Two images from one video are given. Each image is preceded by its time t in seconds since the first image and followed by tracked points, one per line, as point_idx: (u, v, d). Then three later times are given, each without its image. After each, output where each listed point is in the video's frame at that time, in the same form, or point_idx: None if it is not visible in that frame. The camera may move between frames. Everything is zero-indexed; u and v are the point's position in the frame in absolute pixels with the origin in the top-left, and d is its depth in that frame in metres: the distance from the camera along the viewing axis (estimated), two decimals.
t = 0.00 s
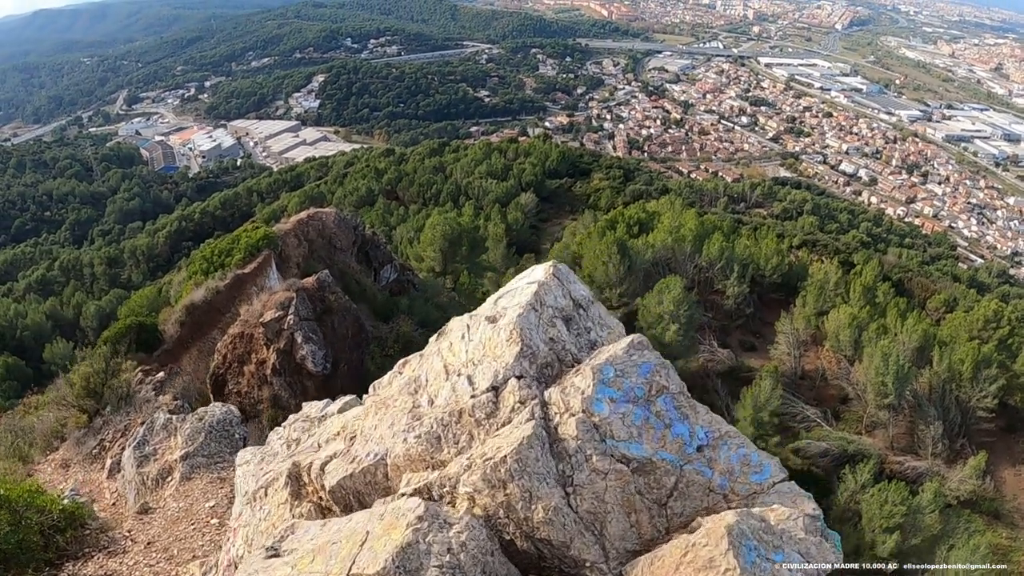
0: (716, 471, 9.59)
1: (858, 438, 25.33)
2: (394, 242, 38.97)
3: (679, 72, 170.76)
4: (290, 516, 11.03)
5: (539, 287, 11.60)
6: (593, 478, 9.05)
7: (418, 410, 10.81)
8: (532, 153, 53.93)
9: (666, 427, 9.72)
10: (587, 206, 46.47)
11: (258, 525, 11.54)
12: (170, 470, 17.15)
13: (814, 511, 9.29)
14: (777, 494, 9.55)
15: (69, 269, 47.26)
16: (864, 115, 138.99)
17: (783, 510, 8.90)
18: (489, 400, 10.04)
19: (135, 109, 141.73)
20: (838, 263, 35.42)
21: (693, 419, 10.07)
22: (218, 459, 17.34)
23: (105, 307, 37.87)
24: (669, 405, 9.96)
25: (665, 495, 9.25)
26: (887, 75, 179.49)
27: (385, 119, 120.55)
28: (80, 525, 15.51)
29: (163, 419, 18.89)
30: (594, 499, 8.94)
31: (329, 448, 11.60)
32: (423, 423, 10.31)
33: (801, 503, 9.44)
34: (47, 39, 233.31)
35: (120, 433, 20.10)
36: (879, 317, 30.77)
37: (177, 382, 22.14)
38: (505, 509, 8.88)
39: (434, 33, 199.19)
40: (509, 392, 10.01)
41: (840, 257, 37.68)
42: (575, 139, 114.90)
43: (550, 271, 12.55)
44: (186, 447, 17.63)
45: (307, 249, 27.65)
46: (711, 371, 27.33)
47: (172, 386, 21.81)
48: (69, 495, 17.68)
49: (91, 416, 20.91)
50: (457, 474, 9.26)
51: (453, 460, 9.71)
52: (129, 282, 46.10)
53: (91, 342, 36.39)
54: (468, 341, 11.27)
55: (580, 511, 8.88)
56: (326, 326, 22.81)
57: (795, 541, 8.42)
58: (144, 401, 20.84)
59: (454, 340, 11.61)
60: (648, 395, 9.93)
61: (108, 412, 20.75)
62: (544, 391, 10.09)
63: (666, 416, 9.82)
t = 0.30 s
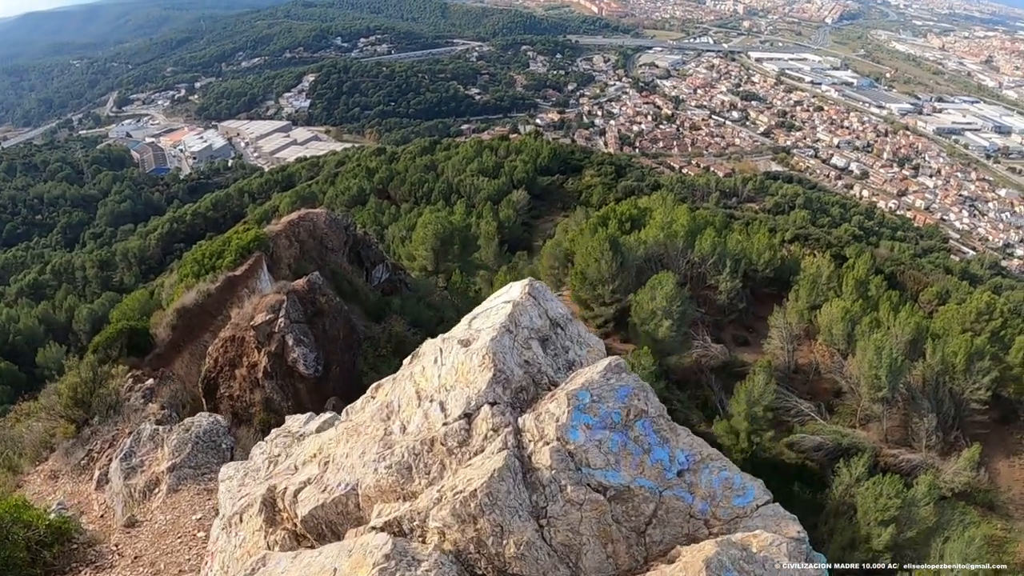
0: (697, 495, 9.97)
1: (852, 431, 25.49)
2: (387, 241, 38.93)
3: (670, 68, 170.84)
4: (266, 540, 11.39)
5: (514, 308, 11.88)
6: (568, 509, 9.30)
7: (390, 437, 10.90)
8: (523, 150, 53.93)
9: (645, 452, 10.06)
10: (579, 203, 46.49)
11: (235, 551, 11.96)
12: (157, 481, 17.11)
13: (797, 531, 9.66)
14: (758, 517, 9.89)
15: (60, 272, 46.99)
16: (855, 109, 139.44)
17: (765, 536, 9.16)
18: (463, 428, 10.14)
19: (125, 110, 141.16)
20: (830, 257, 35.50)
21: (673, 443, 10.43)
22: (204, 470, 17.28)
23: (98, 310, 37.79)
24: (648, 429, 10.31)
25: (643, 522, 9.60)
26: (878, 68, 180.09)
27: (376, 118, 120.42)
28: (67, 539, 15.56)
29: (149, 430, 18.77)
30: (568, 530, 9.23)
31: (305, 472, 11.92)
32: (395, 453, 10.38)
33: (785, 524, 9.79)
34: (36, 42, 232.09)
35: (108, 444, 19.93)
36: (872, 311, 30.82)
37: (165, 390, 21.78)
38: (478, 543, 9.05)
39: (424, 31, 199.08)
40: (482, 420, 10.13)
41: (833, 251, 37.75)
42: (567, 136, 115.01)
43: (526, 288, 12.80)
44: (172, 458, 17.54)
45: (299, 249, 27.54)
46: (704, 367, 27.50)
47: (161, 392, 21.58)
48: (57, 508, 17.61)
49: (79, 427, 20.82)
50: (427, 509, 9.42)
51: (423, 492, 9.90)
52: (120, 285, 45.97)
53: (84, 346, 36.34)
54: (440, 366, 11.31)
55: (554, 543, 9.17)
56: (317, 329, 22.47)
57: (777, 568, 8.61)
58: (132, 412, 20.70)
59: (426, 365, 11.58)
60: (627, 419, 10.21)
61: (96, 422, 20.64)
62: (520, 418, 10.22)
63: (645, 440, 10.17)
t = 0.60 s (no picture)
0: (687, 504, 10.60)
1: (844, 422, 25.61)
2: (376, 240, 38.84)
3: (657, 62, 170.83)
4: (254, 555, 11.69)
5: (499, 320, 12.91)
6: (554, 523, 9.89)
7: (374, 453, 11.57)
8: (512, 147, 53.88)
9: (634, 462, 10.75)
10: (569, 198, 46.51)
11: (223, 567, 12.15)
12: (147, 490, 16.99)
13: (789, 539, 10.09)
14: (748, 523, 10.45)
15: (50, 276, 46.73)
16: (843, 101, 139.89)
17: (756, 545, 9.74)
18: (448, 441, 10.82)
19: (112, 112, 140.32)
20: (820, 249, 35.59)
21: (662, 453, 11.12)
22: (194, 478, 17.17)
23: (88, 314, 37.70)
24: (635, 439, 11.06)
25: (633, 532, 10.18)
26: (865, 61, 180.64)
27: (363, 116, 120.08)
28: (58, 551, 15.49)
29: (139, 438, 18.66)
30: (556, 543, 9.76)
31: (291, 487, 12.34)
32: (380, 468, 11.00)
33: (776, 531, 10.27)
34: (20, 44, 230.42)
35: (99, 451, 19.88)
36: (862, 302, 30.91)
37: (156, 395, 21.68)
38: (464, 560, 9.49)
39: (410, 29, 198.57)
40: (468, 433, 10.83)
41: (822, 244, 37.86)
42: (554, 132, 114.96)
43: (512, 296, 14.06)
44: (162, 466, 17.44)
45: (288, 250, 27.26)
46: (694, 360, 27.69)
47: (151, 397, 21.39)
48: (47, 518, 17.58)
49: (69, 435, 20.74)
50: (414, 526, 9.83)
51: (409, 506, 10.45)
52: (110, 288, 45.78)
53: (75, 350, 36.18)
54: (426, 378, 12.18)
55: (542, 556, 9.68)
56: (308, 330, 22.36)
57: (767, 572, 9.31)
58: (123, 418, 20.61)
59: (411, 378, 12.50)
60: (615, 430, 10.97)
61: (86, 429, 20.60)
62: (505, 430, 10.99)
63: (633, 450, 10.89)
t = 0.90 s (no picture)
0: (678, 508, 10.78)
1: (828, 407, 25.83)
2: (357, 238, 38.69)
3: (634, 53, 170.97)
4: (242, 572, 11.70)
5: (482, 326, 12.74)
6: (544, 534, 9.97)
7: (361, 465, 11.40)
8: (490, 140, 53.83)
9: (623, 468, 10.84)
10: (548, 191, 46.60)
11: None
12: (133, 501, 16.81)
13: (780, 538, 10.51)
14: (739, 526, 10.72)
15: (28, 283, 46.18)
16: (820, 88, 140.83)
17: (748, 547, 9.87)
18: (435, 454, 10.73)
19: (87, 116, 138.68)
20: (800, 236, 35.84)
21: (650, 457, 11.24)
22: (179, 487, 16.99)
23: (68, 320, 37.31)
24: (624, 444, 11.11)
25: (625, 539, 10.32)
26: (841, 47, 181.90)
27: (341, 114, 119.62)
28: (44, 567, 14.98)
29: (123, 449, 18.56)
30: (547, 552, 9.86)
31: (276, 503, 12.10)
32: (366, 483, 10.93)
33: (767, 532, 10.65)
34: None
35: (82, 462, 19.63)
36: (843, 288, 31.15)
37: (140, 403, 21.35)
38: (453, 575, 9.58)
39: (385, 25, 197.66)
40: (455, 446, 10.72)
41: (802, 230, 38.12)
42: (533, 125, 114.97)
43: (495, 301, 13.73)
44: (148, 476, 17.30)
45: (268, 250, 26.93)
46: (678, 350, 27.78)
47: (134, 405, 21.10)
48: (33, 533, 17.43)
49: (53, 447, 20.57)
50: (402, 542, 9.93)
51: (397, 521, 10.42)
52: (90, 294, 45.30)
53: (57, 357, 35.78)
54: (410, 389, 11.88)
55: (533, 566, 9.79)
56: (290, 331, 22.23)
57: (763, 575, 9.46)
58: (106, 428, 20.43)
59: (395, 389, 12.17)
60: (603, 435, 11.00)
61: (71, 440, 20.52)
62: (492, 440, 10.95)
63: (622, 456, 10.95)
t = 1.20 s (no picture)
0: (672, 510, 10.77)
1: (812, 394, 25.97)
2: (338, 235, 38.57)
3: (611, 45, 171.05)
4: None
5: (467, 330, 12.61)
6: (536, 541, 9.93)
7: (347, 475, 11.35)
8: (469, 135, 53.84)
9: (615, 471, 10.80)
10: (528, 184, 46.66)
11: None
12: (118, 510, 16.71)
13: (774, 536, 10.55)
14: (734, 524, 10.73)
15: (8, 290, 45.77)
16: (798, 77, 141.60)
17: (743, 547, 9.84)
18: (423, 463, 10.66)
19: (64, 120, 137.19)
20: (781, 224, 36.04)
21: (642, 458, 11.20)
22: (165, 495, 16.89)
23: (50, 325, 36.93)
24: (615, 447, 11.08)
25: (619, 542, 10.33)
26: (819, 36, 182.95)
27: (319, 112, 119.21)
28: None
29: (107, 457, 18.28)
30: (540, 560, 9.81)
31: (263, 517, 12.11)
32: (354, 495, 10.82)
33: (762, 530, 10.65)
34: None
35: (67, 473, 19.53)
36: (825, 275, 31.35)
37: (123, 409, 21.16)
38: None
39: (362, 21, 196.82)
40: (442, 454, 10.66)
41: (783, 219, 38.33)
42: (512, 119, 114.90)
43: (480, 303, 13.72)
44: (132, 485, 17.15)
45: (249, 250, 26.62)
46: (661, 340, 27.82)
47: (118, 411, 20.86)
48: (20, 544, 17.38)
49: (36, 456, 20.40)
50: (393, 556, 9.79)
51: (387, 533, 10.32)
52: (71, 300, 44.88)
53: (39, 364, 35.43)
54: (395, 396, 11.81)
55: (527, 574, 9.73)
56: (272, 332, 21.72)
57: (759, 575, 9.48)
58: (89, 436, 20.18)
59: (380, 397, 12.10)
60: (594, 439, 10.96)
61: (54, 450, 20.31)
62: (481, 446, 10.87)
63: (614, 459, 10.92)
